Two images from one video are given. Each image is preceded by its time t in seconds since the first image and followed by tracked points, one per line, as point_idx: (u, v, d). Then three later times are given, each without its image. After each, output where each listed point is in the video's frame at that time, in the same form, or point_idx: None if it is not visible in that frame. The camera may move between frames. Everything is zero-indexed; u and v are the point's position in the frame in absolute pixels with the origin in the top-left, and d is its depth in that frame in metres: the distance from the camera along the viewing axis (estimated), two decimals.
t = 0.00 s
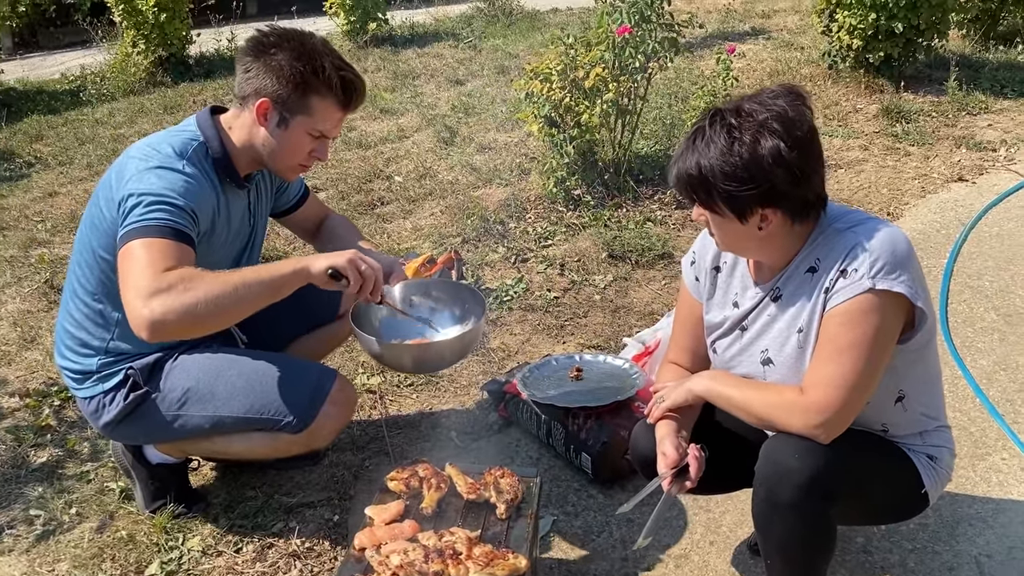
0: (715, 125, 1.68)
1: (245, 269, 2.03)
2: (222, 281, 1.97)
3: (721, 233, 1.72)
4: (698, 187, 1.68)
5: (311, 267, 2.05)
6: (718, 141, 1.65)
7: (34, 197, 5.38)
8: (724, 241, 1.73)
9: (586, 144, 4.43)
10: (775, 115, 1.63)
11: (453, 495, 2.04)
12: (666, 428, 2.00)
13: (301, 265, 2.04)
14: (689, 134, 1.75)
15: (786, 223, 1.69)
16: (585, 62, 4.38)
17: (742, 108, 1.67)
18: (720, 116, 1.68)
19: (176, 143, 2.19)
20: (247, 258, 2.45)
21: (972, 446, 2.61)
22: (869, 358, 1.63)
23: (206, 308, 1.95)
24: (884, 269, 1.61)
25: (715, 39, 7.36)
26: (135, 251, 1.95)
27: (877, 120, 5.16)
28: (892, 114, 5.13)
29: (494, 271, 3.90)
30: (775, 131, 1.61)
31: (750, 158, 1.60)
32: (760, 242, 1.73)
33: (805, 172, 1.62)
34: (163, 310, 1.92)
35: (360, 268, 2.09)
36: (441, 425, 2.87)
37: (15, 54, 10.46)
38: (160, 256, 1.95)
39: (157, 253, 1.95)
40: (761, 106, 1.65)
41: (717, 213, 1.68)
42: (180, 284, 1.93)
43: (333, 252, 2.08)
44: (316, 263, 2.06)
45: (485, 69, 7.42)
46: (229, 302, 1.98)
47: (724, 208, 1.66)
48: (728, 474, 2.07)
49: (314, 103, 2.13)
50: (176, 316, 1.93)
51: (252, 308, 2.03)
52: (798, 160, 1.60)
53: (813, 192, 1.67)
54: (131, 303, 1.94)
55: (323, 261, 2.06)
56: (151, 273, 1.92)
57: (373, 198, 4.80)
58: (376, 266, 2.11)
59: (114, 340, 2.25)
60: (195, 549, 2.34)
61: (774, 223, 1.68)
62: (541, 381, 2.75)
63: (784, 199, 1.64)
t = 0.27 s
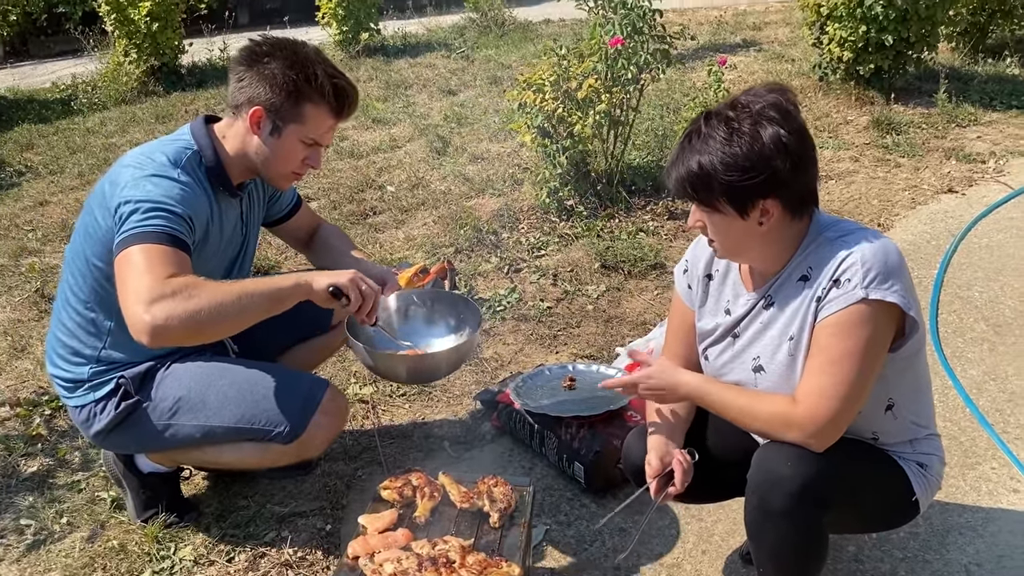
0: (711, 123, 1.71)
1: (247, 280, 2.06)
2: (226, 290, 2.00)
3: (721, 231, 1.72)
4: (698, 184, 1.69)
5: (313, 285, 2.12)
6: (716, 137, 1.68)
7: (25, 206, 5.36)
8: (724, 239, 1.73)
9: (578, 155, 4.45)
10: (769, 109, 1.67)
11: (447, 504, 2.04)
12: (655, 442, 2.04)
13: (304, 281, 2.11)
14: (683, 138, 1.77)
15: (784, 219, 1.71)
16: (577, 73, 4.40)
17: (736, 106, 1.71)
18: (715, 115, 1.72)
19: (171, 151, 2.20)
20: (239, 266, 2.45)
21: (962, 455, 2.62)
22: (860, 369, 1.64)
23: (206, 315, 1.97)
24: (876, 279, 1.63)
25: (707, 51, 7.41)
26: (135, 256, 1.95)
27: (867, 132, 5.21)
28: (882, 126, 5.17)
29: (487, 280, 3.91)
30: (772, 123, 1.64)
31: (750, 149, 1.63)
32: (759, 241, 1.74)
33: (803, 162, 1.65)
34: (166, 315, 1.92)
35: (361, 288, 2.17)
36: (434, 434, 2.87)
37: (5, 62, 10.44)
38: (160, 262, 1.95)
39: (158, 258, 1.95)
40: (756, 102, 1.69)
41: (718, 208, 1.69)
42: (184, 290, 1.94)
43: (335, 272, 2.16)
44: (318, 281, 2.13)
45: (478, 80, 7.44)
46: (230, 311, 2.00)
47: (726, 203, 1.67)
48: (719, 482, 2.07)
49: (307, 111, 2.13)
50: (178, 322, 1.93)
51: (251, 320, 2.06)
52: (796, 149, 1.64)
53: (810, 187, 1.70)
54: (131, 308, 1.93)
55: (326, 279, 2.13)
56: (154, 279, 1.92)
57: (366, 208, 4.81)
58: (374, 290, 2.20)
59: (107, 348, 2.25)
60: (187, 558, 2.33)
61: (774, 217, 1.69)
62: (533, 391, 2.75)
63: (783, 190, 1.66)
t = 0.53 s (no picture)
0: (710, 132, 1.74)
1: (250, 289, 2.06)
2: (229, 301, 2.00)
3: (722, 239, 1.74)
4: (699, 192, 1.70)
5: (315, 294, 2.10)
6: (716, 145, 1.70)
7: (18, 213, 5.35)
8: (724, 247, 1.75)
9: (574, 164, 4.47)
10: (768, 118, 1.70)
11: (445, 513, 2.04)
12: (649, 450, 2.04)
13: (307, 291, 2.09)
14: (681, 148, 1.79)
15: (783, 227, 1.73)
16: (572, 83, 4.42)
17: (735, 117, 1.74)
18: (714, 125, 1.74)
19: (170, 160, 2.20)
20: (237, 275, 2.46)
21: (956, 464, 2.64)
22: (858, 377, 1.66)
23: (210, 325, 1.97)
24: (871, 288, 1.64)
25: (700, 62, 7.46)
26: (137, 267, 1.96)
27: (859, 143, 5.25)
28: (874, 137, 5.22)
29: (483, 290, 3.92)
30: (771, 132, 1.67)
31: (752, 157, 1.65)
32: (759, 249, 1.75)
33: (803, 170, 1.67)
34: (169, 326, 1.92)
35: (361, 299, 2.14)
36: (431, 443, 2.88)
37: None
38: (162, 272, 1.95)
39: (160, 268, 1.96)
40: (754, 112, 1.72)
41: (719, 216, 1.70)
42: (186, 300, 1.94)
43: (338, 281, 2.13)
44: (321, 291, 2.11)
45: (472, 90, 7.47)
46: (233, 322, 2.00)
47: (727, 211, 1.69)
48: (715, 491, 2.09)
49: (307, 121, 2.14)
50: (181, 333, 1.94)
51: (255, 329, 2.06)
52: (796, 157, 1.66)
53: (807, 195, 1.72)
54: (134, 319, 1.94)
55: (328, 289, 2.11)
56: (156, 289, 1.93)
57: (361, 217, 4.81)
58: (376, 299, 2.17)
59: (104, 356, 2.25)
60: (184, 567, 2.33)
61: (774, 225, 1.71)
62: (530, 400, 2.75)
63: (783, 198, 1.68)
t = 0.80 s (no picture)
0: (706, 143, 1.75)
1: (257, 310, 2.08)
2: (236, 321, 2.02)
3: (719, 248, 1.75)
4: (696, 202, 1.72)
5: (324, 329, 2.14)
6: (713, 155, 1.71)
7: (13, 218, 5.34)
8: (721, 256, 1.77)
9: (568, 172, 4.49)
10: (763, 129, 1.73)
11: (441, 519, 2.05)
12: (646, 455, 2.06)
13: (317, 326, 2.13)
14: (677, 158, 1.81)
15: (779, 236, 1.75)
16: (567, 91, 4.44)
17: (730, 128, 1.76)
18: (710, 135, 1.76)
19: (168, 167, 2.21)
20: (233, 281, 2.46)
21: (948, 471, 2.66)
22: (851, 385, 1.67)
23: (211, 343, 1.98)
24: (864, 297, 1.66)
25: (694, 70, 7.50)
26: (138, 274, 1.96)
27: (852, 151, 5.29)
28: (867, 146, 5.25)
29: (478, 296, 3.93)
30: (767, 142, 1.69)
31: (749, 166, 1.67)
32: (755, 258, 1.77)
33: (799, 179, 1.69)
34: (171, 337, 1.93)
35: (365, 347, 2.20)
36: (426, 449, 2.88)
37: None
38: (163, 282, 1.95)
39: (163, 278, 1.96)
40: (749, 123, 1.74)
41: (717, 226, 1.72)
42: (191, 313, 1.95)
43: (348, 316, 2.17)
44: (330, 328, 2.15)
45: (467, 97, 7.50)
46: (237, 340, 2.02)
47: (724, 221, 1.70)
48: (708, 496, 2.10)
49: (304, 128, 2.15)
50: (182, 345, 1.95)
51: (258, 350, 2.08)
52: (792, 167, 1.68)
53: (803, 204, 1.74)
54: (135, 326, 1.94)
55: (337, 326, 2.15)
56: (161, 299, 1.93)
57: (357, 223, 4.82)
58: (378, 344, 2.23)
59: (100, 362, 2.25)
60: (178, 573, 2.33)
61: (770, 235, 1.73)
62: (525, 407, 2.76)
63: (780, 207, 1.70)
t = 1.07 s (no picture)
0: (704, 146, 1.75)
1: (243, 314, 2.06)
2: (221, 326, 2.00)
3: (719, 252, 1.75)
4: (697, 204, 1.71)
5: (312, 332, 2.12)
6: (712, 158, 1.71)
7: (7, 219, 5.32)
8: (721, 260, 1.76)
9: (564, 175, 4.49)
10: (761, 131, 1.73)
11: (435, 522, 2.03)
12: (642, 456, 2.06)
13: (305, 329, 2.11)
14: (674, 162, 1.80)
15: (778, 238, 1.75)
16: (564, 94, 4.44)
17: (727, 132, 1.76)
18: (708, 139, 1.75)
19: (162, 168, 2.20)
20: (228, 283, 2.45)
21: (944, 475, 2.65)
22: (848, 388, 1.67)
23: (195, 346, 1.96)
24: (861, 299, 1.66)
25: (690, 74, 7.51)
26: (127, 277, 1.95)
27: (848, 155, 5.30)
28: (863, 150, 5.26)
29: (473, 298, 3.93)
30: (766, 145, 1.70)
31: (750, 168, 1.67)
32: (754, 261, 1.77)
33: (798, 181, 1.70)
34: (155, 341, 1.91)
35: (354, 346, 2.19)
36: (421, 452, 2.87)
37: None
38: (151, 285, 1.94)
39: (151, 281, 1.95)
40: (747, 126, 1.75)
41: (718, 229, 1.71)
42: (174, 318, 1.92)
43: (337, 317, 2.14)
44: (319, 330, 2.12)
45: (464, 99, 7.50)
46: (220, 346, 2.00)
47: (725, 223, 1.69)
48: (706, 500, 2.09)
49: (301, 129, 2.15)
50: (166, 350, 1.93)
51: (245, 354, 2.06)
52: (790, 169, 1.69)
53: (800, 207, 1.75)
54: (121, 330, 1.93)
55: (325, 330, 2.12)
56: (145, 303, 1.92)
57: (352, 225, 4.81)
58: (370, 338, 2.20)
59: (94, 363, 2.23)
60: None
61: (769, 237, 1.73)
62: (521, 410, 2.76)
63: (780, 209, 1.70)
